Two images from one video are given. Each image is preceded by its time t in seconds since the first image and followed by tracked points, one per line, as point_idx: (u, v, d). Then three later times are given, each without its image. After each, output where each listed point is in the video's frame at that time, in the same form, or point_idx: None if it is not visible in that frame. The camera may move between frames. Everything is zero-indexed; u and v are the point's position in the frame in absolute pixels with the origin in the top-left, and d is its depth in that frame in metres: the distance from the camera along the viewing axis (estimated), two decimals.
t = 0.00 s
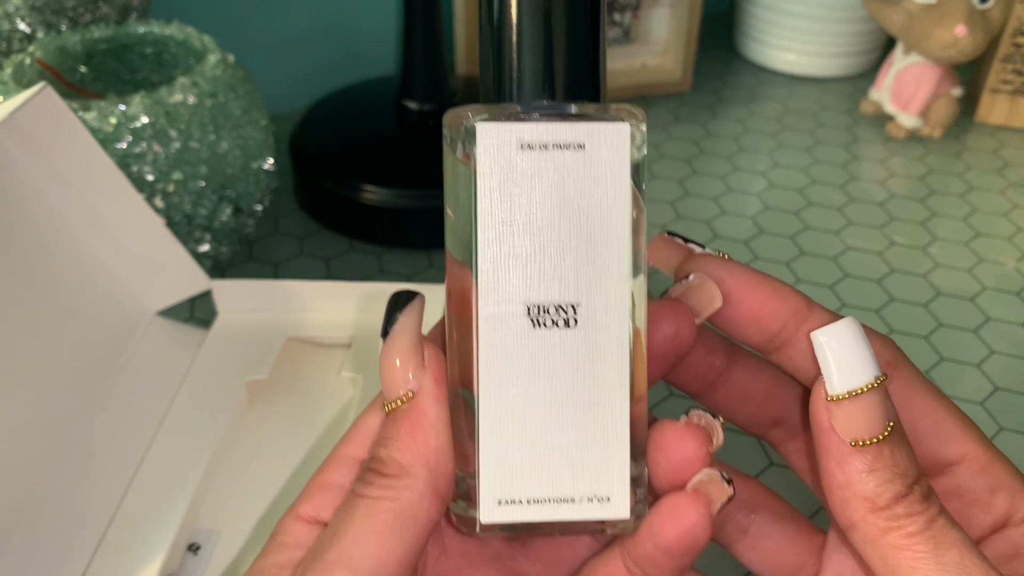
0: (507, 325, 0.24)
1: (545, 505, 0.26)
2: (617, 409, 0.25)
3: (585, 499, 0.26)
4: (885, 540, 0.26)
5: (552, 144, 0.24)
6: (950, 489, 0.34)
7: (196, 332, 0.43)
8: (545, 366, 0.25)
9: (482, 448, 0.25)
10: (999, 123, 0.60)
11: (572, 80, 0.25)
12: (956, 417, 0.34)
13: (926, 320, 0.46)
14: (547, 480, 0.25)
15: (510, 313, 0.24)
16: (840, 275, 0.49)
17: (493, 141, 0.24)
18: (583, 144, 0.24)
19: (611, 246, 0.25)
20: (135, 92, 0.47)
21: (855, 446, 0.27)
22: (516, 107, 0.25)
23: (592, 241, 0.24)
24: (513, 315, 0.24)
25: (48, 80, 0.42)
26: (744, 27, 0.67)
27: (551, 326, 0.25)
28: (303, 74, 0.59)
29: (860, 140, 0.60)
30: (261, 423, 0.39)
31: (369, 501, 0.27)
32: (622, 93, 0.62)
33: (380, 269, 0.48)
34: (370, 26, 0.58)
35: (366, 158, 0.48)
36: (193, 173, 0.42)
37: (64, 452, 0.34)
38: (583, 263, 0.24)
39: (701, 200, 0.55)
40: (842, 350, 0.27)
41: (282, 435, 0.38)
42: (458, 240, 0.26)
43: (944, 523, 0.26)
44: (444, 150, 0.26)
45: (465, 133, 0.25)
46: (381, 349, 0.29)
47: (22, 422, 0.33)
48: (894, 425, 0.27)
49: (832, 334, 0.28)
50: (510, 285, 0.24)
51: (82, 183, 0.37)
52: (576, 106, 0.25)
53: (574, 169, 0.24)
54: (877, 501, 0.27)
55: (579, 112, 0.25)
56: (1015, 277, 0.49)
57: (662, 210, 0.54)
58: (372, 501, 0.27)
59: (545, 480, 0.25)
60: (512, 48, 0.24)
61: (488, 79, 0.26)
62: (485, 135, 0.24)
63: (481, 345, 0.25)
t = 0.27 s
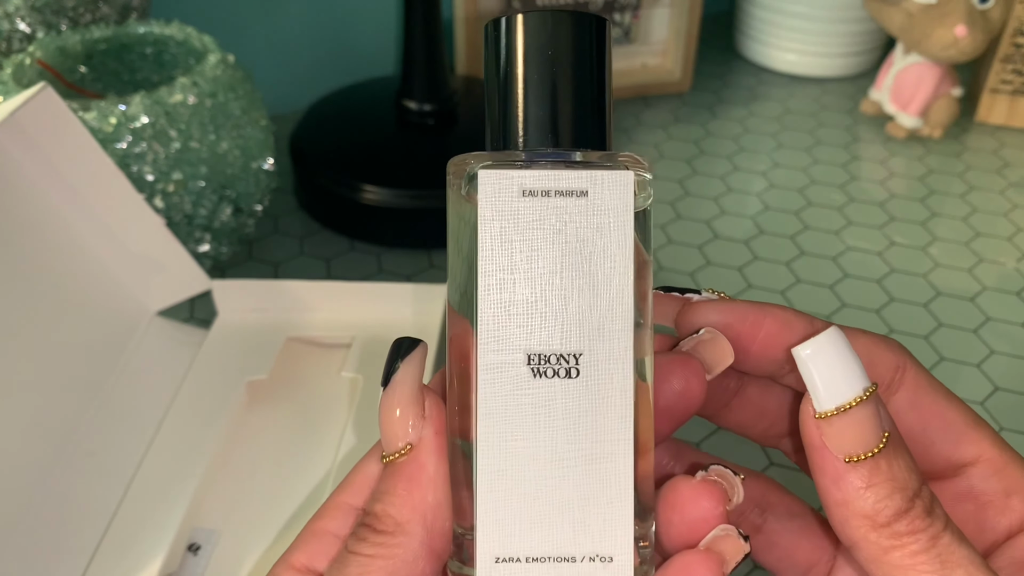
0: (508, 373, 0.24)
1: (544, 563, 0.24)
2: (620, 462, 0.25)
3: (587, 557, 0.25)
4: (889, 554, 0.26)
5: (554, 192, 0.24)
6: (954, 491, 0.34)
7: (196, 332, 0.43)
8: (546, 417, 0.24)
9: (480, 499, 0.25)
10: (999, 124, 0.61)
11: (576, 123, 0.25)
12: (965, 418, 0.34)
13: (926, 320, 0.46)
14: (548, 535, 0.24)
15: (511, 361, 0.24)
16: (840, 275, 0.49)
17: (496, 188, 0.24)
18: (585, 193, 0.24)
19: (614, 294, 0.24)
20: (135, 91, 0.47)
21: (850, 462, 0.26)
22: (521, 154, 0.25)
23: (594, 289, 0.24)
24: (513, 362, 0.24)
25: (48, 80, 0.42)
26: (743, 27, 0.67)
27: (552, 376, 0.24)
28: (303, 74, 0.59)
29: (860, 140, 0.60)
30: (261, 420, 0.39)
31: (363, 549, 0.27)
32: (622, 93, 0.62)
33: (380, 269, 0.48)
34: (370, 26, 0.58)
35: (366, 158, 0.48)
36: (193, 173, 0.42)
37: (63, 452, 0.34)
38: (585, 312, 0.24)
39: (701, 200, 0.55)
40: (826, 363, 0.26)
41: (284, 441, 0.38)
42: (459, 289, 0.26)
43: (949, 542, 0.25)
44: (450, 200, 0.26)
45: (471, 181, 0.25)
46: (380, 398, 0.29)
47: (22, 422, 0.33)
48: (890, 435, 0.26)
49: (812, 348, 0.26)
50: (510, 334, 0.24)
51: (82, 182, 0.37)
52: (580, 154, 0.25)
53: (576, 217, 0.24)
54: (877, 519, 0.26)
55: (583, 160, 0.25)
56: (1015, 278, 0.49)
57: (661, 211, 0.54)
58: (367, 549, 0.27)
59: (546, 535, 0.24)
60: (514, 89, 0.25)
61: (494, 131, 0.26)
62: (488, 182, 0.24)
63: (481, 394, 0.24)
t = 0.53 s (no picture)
0: (526, 398, 0.24)
1: None
2: (640, 494, 0.24)
3: None
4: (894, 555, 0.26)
5: (573, 218, 0.24)
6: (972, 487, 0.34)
7: (196, 332, 0.43)
8: (564, 444, 0.24)
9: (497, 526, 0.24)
10: (999, 124, 0.61)
11: (598, 150, 0.24)
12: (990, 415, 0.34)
13: (926, 319, 0.46)
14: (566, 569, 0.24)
15: (529, 387, 0.24)
16: (840, 275, 0.49)
17: (516, 214, 0.24)
18: (604, 220, 0.24)
19: (632, 322, 0.24)
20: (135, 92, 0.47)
21: (854, 460, 0.25)
22: (544, 181, 0.25)
23: (613, 316, 0.24)
24: (532, 388, 0.24)
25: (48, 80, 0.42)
26: (744, 27, 0.67)
27: (571, 403, 0.24)
28: (303, 75, 0.59)
29: (860, 140, 0.60)
30: (262, 420, 0.39)
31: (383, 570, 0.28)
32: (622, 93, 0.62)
33: (380, 269, 0.48)
34: (370, 26, 0.58)
35: (366, 158, 0.48)
36: (193, 173, 0.42)
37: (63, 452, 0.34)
38: (604, 339, 0.24)
39: (701, 200, 0.55)
40: (826, 358, 0.25)
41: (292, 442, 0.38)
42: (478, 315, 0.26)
43: (957, 546, 0.25)
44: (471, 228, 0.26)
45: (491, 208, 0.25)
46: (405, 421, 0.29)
47: (21, 422, 0.33)
48: (898, 432, 0.26)
49: (816, 341, 0.25)
50: (529, 361, 0.24)
51: (82, 181, 0.37)
52: (602, 180, 0.25)
53: (594, 244, 0.24)
54: (883, 519, 0.25)
55: (604, 187, 0.24)
56: (1016, 277, 0.49)
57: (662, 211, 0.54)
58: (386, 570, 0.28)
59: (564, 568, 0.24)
60: (537, 111, 0.25)
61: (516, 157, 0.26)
62: (507, 208, 0.24)
63: (499, 421, 0.24)
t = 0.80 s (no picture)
0: (532, 433, 0.24)
1: None
2: (649, 519, 0.24)
3: None
4: (894, 557, 0.26)
5: (568, 257, 0.24)
6: (977, 497, 0.32)
7: (195, 332, 0.43)
8: (571, 476, 0.24)
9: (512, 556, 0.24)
10: (999, 124, 0.61)
11: (591, 188, 0.25)
12: (991, 427, 0.33)
13: (926, 320, 0.46)
14: None
15: (534, 422, 0.24)
16: (839, 275, 0.49)
17: (513, 257, 0.24)
18: (599, 255, 0.24)
19: (632, 352, 0.24)
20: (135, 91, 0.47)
21: (850, 459, 0.25)
22: (539, 224, 0.25)
23: (613, 348, 0.24)
24: (537, 423, 0.24)
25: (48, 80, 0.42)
26: (744, 27, 0.67)
27: (576, 435, 0.24)
28: (303, 75, 0.59)
29: (860, 140, 0.60)
30: (262, 420, 0.39)
31: None
32: (622, 93, 0.62)
33: (380, 269, 0.48)
34: (371, 27, 0.58)
35: (366, 159, 0.48)
36: (193, 173, 0.42)
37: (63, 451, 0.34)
38: (604, 370, 0.24)
39: (701, 200, 0.55)
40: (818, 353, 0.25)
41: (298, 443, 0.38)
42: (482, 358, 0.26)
43: (958, 548, 0.25)
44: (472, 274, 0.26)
45: (489, 253, 0.25)
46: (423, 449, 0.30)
47: (20, 421, 0.33)
48: (895, 430, 0.25)
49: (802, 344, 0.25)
50: (534, 397, 0.24)
51: (83, 182, 0.37)
52: (594, 220, 0.25)
53: (592, 280, 0.24)
54: (882, 519, 0.25)
55: (597, 226, 0.25)
56: (1016, 278, 0.49)
57: (662, 211, 0.54)
58: None
59: None
60: (530, 159, 0.25)
61: (511, 203, 0.26)
62: (504, 253, 0.24)
63: (508, 457, 0.24)
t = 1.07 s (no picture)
0: (558, 417, 0.23)
1: None
2: (668, 510, 0.24)
3: None
4: None
5: (585, 252, 0.25)
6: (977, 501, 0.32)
7: (195, 332, 0.43)
8: (596, 461, 0.23)
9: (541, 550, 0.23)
10: (999, 124, 0.61)
11: (590, 191, 0.26)
12: (965, 438, 0.30)
13: (926, 320, 0.46)
14: None
15: (561, 408, 0.23)
16: (840, 275, 0.49)
17: (536, 249, 0.24)
18: (612, 253, 0.25)
19: (647, 343, 0.24)
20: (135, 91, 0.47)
21: (810, 516, 0.25)
22: (548, 221, 0.25)
23: (631, 339, 0.24)
24: (563, 407, 0.23)
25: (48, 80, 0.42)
26: (744, 27, 0.67)
27: (600, 420, 0.23)
28: (303, 75, 0.59)
29: (860, 140, 0.60)
30: (262, 420, 0.39)
31: None
32: (622, 93, 0.62)
33: (380, 269, 0.48)
34: (371, 27, 0.58)
35: (366, 159, 0.48)
36: (193, 173, 0.42)
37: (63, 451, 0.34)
38: (624, 359, 0.24)
39: (701, 200, 0.55)
40: (758, 415, 0.23)
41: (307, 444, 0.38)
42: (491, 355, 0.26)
43: None
44: (484, 272, 0.26)
45: (503, 251, 0.26)
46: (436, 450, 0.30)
47: (20, 421, 0.33)
48: (853, 478, 0.25)
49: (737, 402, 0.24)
50: (562, 384, 0.23)
51: (84, 182, 0.37)
52: (598, 220, 0.26)
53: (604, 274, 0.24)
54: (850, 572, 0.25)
55: (601, 226, 0.25)
56: (1016, 278, 0.49)
57: (662, 211, 0.54)
58: None
59: None
60: (530, 160, 0.26)
61: (514, 208, 0.27)
62: (526, 244, 0.24)
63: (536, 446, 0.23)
